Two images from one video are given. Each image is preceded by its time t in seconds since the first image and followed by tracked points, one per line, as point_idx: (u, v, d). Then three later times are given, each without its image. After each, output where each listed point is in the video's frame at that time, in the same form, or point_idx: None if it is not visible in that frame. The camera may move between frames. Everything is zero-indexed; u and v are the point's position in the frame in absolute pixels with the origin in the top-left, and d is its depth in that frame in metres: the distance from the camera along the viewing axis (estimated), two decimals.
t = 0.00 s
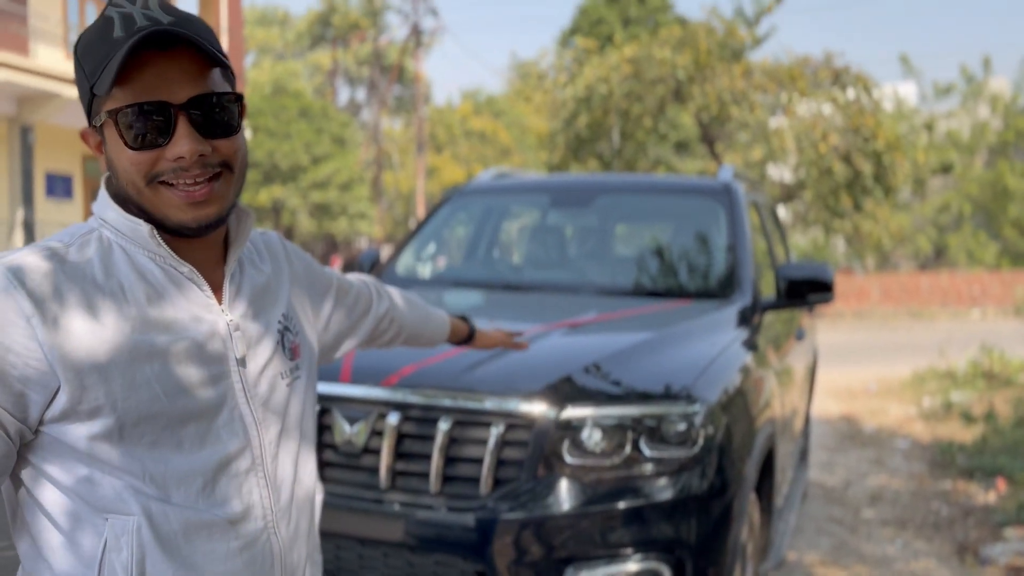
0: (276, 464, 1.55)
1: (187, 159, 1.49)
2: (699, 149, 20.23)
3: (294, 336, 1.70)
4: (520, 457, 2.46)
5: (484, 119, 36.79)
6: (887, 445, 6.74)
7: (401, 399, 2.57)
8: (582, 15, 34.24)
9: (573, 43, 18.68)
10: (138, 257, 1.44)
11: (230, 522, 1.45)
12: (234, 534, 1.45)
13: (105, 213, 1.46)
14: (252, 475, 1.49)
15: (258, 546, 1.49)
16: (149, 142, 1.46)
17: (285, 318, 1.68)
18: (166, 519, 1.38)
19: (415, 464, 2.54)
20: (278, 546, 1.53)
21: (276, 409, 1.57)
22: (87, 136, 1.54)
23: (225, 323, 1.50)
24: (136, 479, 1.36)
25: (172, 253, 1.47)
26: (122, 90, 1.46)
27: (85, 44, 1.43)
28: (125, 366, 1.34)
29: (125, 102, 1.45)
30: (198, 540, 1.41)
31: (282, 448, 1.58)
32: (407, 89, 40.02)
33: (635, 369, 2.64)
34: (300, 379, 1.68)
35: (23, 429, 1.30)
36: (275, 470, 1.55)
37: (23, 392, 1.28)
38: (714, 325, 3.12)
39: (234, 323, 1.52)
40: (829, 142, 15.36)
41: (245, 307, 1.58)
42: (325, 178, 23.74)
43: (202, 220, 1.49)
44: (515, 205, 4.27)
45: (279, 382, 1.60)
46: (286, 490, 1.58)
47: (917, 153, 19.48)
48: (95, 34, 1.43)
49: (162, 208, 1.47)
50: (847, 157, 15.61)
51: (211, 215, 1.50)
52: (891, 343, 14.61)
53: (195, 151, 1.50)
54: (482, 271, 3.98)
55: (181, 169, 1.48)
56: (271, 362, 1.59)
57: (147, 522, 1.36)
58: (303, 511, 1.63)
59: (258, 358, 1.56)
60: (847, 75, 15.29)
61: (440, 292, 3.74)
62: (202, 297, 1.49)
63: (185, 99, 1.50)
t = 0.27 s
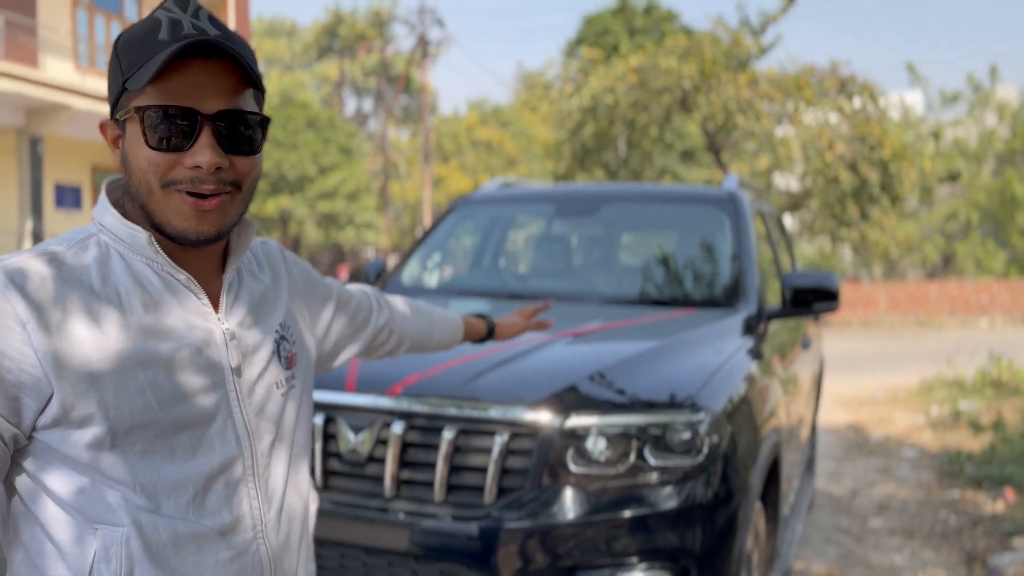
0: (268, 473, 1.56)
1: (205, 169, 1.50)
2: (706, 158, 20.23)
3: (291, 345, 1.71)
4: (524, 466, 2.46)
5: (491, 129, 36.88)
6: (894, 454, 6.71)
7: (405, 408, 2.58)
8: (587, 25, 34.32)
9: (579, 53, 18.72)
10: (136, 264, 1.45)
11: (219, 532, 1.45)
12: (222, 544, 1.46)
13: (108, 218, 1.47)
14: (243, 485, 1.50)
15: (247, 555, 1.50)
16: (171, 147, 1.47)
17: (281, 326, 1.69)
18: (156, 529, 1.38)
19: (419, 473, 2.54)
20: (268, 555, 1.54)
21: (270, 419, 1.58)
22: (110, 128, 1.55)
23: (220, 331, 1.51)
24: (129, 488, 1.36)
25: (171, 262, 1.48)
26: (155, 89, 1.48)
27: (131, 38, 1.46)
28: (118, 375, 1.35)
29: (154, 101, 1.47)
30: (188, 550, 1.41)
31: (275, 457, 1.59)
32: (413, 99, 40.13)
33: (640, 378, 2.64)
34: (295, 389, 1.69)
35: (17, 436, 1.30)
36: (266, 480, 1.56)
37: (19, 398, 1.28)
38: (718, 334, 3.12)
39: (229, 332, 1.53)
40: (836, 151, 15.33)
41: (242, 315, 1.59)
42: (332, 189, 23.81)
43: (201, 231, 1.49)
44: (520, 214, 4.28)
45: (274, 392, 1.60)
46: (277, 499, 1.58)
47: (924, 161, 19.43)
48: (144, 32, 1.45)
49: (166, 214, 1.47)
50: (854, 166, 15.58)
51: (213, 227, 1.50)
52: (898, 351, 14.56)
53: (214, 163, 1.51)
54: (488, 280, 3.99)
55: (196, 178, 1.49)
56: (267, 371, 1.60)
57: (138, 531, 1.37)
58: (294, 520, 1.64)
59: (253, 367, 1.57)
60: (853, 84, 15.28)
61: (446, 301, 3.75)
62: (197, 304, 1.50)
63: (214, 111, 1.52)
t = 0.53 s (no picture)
0: (270, 483, 1.56)
1: (202, 172, 1.50)
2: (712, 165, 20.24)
3: (295, 355, 1.70)
4: (530, 473, 2.46)
5: (497, 137, 36.91)
6: (903, 462, 6.68)
7: (411, 415, 2.58)
8: (594, 33, 34.38)
9: (585, 61, 18.76)
10: (139, 273, 1.45)
11: (217, 542, 1.45)
12: (221, 554, 1.45)
13: (109, 229, 1.48)
14: (243, 496, 1.50)
15: (247, 565, 1.49)
16: (168, 153, 1.48)
17: (287, 335, 1.69)
18: (155, 540, 1.38)
19: (426, 479, 2.53)
20: (269, 565, 1.53)
21: (273, 429, 1.58)
22: (106, 140, 1.56)
23: (223, 340, 1.51)
24: (128, 499, 1.37)
25: (174, 271, 1.49)
26: (148, 95, 1.48)
27: (120, 47, 1.46)
28: (119, 385, 1.35)
29: (149, 108, 1.48)
30: (187, 560, 1.41)
31: (277, 468, 1.59)
32: (420, 108, 40.23)
33: (645, 385, 2.64)
34: (299, 400, 1.68)
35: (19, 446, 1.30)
36: (268, 490, 1.55)
37: (21, 406, 1.29)
38: (724, 340, 3.12)
39: (232, 340, 1.53)
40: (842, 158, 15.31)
41: (245, 324, 1.58)
42: (339, 197, 23.86)
43: (202, 237, 1.49)
44: (526, 221, 4.28)
45: (278, 402, 1.60)
46: (278, 509, 1.58)
47: (931, 168, 19.39)
48: (132, 39, 1.46)
49: (167, 220, 1.48)
50: (861, 173, 15.55)
51: (214, 233, 1.51)
52: (907, 359, 14.49)
53: (211, 166, 1.52)
54: (493, 287, 3.99)
55: (193, 181, 1.50)
56: (270, 380, 1.59)
57: (137, 541, 1.37)
58: (297, 530, 1.64)
59: (256, 376, 1.56)
60: (859, 91, 15.27)
61: (452, 309, 3.75)
62: (199, 313, 1.50)
63: (208, 114, 1.53)
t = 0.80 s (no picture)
0: (274, 490, 1.55)
1: (202, 179, 1.50)
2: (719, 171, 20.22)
3: (302, 361, 1.68)
4: (537, 480, 2.45)
5: (503, 143, 36.94)
6: (912, 468, 6.65)
7: (417, 421, 2.57)
8: (600, 39, 34.44)
9: (591, 67, 18.77)
10: (142, 281, 1.45)
11: (220, 550, 1.44)
12: (224, 562, 1.45)
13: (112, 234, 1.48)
14: (247, 504, 1.49)
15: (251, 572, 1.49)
16: (169, 160, 1.48)
17: (292, 340, 1.68)
18: (157, 547, 1.38)
19: (431, 486, 2.53)
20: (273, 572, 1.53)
21: (277, 436, 1.57)
22: (110, 145, 1.56)
23: (227, 346, 1.51)
24: (129, 506, 1.36)
25: (176, 278, 1.49)
26: (150, 101, 1.49)
27: (122, 53, 1.46)
28: (122, 392, 1.35)
29: (150, 115, 1.48)
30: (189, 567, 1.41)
31: (282, 475, 1.58)
32: (426, 114, 40.29)
33: (651, 391, 2.63)
34: (305, 407, 1.67)
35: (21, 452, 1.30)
36: (272, 496, 1.55)
37: (23, 413, 1.29)
38: (730, 346, 3.11)
39: (236, 347, 1.52)
40: (849, 163, 15.28)
41: (250, 330, 1.58)
42: (346, 203, 23.92)
43: (203, 242, 1.50)
44: (532, 228, 4.27)
45: (283, 409, 1.59)
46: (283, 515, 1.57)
47: (939, 172, 19.32)
48: (135, 45, 1.46)
49: (168, 225, 1.48)
50: (868, 178, 15.52)
51: (216, 239, 1.51)
52: (916, 364, 14.43)
53: (211, 172, 1.52)
54: (499, 293, 3.98)
55: (193, 187, 1.50)
56: (275, 387, 1.59)
57: (138, 550, 1.36)
58: (303, 537, 1.63)
59: (261, 381, 1.56)
60: (866, 96, 15.25)
61: (458, 315, 3.74)
62: (204, 320, 1.50)
63: (209, 121, 1.53)
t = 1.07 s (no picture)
0: (278, 495, 1.54)
1: (207, 181, 1.51)
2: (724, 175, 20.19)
3: (309, 368, 1.68)
4: (542, 485, 2.44)
5: (508, 147, 36.97)
6: (920, 473, 6.62)
7: (423, 426, 2.57)
8: (605, 44, 34.44)
9: (596, 71, 18.78)
10: (143, 285, 1.45)
11: (223, 558, 1.43)
12: (227, 569, 1.44)
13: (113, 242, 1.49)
14: (250, 510, 1.48)
15: None
16: (174, 163, 1.48)
17: (298, 347, 1.67)
18: (158, 554, 1.37)
19: (437, 491, 2.52)
20: None
21: (282, 441, 1.56)
22: (115, 150, 1.56)
23: (230, 351, 1.50)
24: (131, 513, 1.36)
25: (179, 284, 1.48)
26: (154, 104, 1.49)
27: (128, 55, 1.47)
28: (122, 397, 1.35)
29: (154, 117, 1.48)
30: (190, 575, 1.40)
31: (288, 481, 1.57)
32: (432, 119, 40.34)
33: (657, 395, 2.62)
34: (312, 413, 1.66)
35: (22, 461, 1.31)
36: (277, 501, 1.54)
37: (23, 421, 1.29)
38: (736, 350, 3.10)
39: (239, 352, 1.52)
40: (855, 166, 15.25)
41: (255, 334, 1.58)
42: (351, 208, 23.92)
43: (209, 245, 1.50)
44: (538, 232, 4.27)
45: (288, 415, 1.58)
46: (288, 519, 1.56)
47: (945, 176, 19.29)
48: (141, 47, 1.46)
49: (172, 228, 1.48)
50: (874, 182, 15.49)
51: (221, 242, 1.51)
52: (923, 369, 14.37)
53: (216, 174, 1.52)
54: (505, 298, 3.98)
55: (198, 190, 1.50)
56: (281, 391, 1.58)
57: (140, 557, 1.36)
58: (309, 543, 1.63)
59: (266, 386, 1.56)
60: (872, 100, 15.25)
61: (463, 319, 3.74)
62: (205, 325, 1.49)
63: (214, 123, 1.53)
